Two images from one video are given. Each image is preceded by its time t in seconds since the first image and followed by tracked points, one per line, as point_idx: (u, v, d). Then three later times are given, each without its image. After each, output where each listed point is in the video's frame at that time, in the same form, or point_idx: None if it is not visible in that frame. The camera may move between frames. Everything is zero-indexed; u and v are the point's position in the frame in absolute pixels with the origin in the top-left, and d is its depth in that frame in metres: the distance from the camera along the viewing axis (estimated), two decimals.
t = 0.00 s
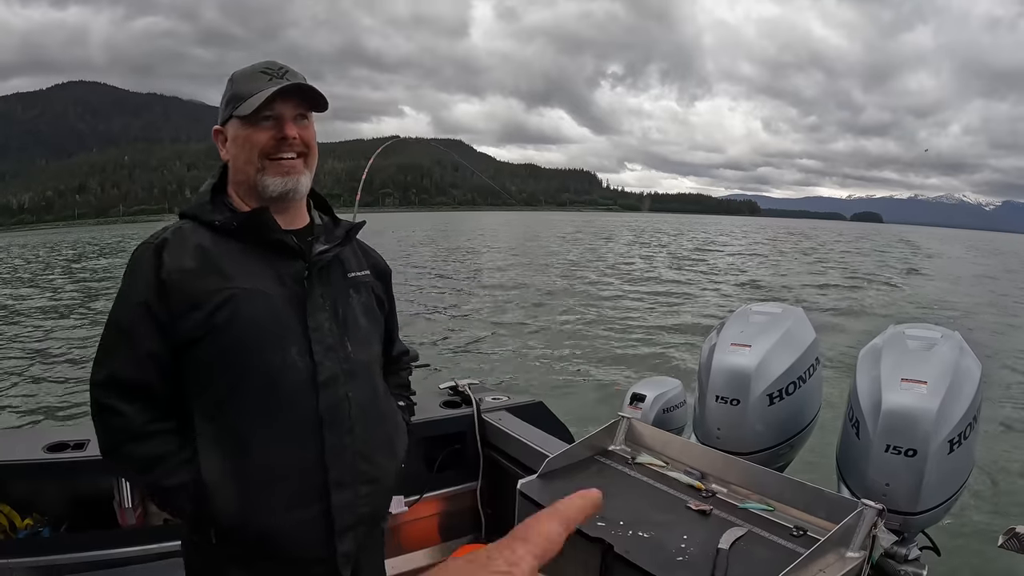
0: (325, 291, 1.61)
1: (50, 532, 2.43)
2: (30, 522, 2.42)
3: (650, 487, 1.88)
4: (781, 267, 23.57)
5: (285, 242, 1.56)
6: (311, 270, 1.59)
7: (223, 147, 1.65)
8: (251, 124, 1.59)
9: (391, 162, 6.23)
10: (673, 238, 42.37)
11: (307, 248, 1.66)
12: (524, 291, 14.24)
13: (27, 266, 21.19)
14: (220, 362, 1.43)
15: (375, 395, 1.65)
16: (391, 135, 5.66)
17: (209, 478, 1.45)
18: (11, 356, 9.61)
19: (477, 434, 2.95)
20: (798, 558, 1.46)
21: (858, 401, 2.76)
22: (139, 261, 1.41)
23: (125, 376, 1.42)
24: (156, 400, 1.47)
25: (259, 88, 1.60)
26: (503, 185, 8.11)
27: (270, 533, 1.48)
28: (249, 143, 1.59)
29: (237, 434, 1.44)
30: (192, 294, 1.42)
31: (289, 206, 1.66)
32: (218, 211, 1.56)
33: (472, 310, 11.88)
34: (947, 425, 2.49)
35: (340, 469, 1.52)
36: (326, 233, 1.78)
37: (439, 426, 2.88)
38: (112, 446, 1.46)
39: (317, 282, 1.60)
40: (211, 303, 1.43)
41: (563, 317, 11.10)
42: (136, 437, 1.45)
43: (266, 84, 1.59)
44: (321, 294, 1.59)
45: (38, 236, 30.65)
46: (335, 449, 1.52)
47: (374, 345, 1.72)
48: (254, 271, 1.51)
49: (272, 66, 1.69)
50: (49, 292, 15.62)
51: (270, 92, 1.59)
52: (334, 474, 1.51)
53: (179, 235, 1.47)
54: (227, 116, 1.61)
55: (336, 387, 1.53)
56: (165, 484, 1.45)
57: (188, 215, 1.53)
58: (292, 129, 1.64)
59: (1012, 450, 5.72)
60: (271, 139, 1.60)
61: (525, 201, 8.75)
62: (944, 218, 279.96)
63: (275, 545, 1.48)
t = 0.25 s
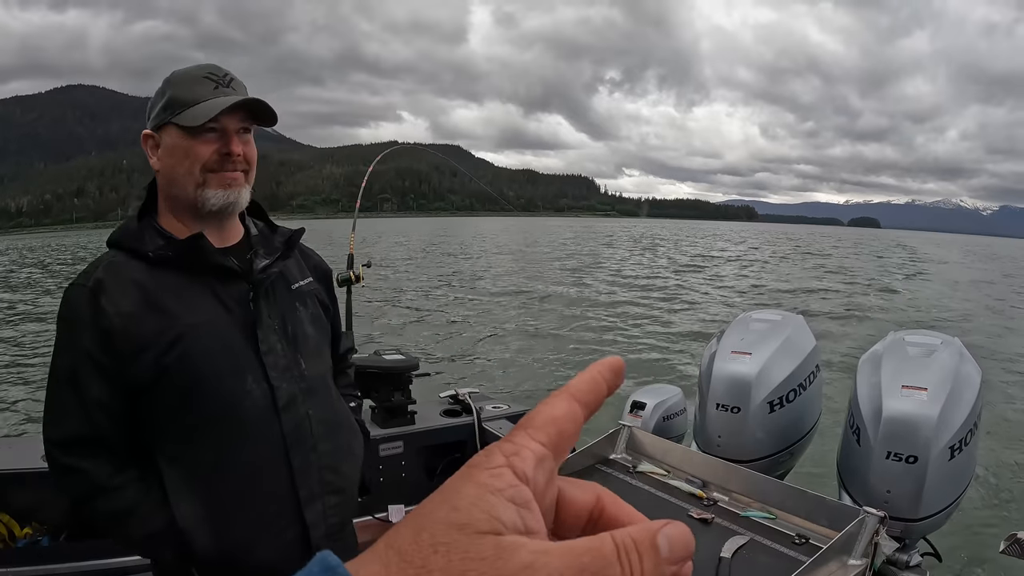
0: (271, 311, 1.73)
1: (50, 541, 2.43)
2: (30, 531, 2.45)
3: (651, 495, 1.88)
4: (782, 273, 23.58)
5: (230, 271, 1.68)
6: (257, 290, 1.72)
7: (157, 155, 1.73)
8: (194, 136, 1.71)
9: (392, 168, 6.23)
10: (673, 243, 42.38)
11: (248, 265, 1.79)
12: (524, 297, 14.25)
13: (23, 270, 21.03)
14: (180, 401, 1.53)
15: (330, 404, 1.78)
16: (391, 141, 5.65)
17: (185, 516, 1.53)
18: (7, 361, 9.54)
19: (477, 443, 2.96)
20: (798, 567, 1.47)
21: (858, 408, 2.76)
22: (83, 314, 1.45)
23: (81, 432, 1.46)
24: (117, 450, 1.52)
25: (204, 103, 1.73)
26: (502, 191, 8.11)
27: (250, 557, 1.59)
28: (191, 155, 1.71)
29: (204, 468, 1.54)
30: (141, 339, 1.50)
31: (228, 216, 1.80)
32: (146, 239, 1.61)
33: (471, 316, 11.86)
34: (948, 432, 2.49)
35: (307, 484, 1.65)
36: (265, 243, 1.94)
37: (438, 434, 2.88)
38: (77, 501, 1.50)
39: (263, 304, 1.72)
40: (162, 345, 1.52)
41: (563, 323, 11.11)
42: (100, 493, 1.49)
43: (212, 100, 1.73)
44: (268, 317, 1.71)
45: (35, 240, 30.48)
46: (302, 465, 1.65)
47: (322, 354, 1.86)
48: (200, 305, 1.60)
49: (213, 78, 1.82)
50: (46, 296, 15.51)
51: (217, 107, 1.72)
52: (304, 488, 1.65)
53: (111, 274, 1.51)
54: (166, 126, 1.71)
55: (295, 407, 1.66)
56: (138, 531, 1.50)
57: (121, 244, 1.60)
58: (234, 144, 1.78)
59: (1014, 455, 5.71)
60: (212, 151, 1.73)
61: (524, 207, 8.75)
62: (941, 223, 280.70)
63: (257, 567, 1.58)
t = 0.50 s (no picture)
0: (231, 310, 1.68)
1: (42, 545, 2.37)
2: (22, 534, 2.36)
3: (648, 500, 1.87)
4: (779, 277, 23.61)
5: (189, 275, 1.60)
6: (217, 290, 1.68)
7: (122, 154, 1.52)
8: (177, 139, 1.55)
9: (388, 173, 6.19)
10: (671, 247, 42.41)
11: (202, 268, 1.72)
12: (522, 302, 14.23)
13: (21, 274, 21.02)
14: (157, 413, 1.46)
15: (290, 398, 1.77)
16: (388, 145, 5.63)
17: (174, 528, 1.49)
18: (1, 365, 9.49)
19: (473, 447, 2.95)
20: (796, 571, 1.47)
21: (858, 411, 2.76)
22: (47, 331, 1.34)
23: (60, 457, 1.36)
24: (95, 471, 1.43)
25: (188, 105, 1.58)
26: (500, 195, 8.11)
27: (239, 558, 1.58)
28: (172, 159, 1.55)
29: (187, 477, 1.50)
30: (111, 352, 1.41)
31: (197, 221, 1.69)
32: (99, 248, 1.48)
33: (469, 321, 11.84)
34: (948, 435, 2.48)
35: (284, 480, 1.65)
36: (215, 244, 1.87)
37: (434, 439, 2.87)
38: (58, 530, 1.40)
39: (222, 303, 1.66)
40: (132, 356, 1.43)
41: (561, 327, 11.11)
42: (84, 518, 1.39)
43: (199, 103, 1.58)
44: (228, 316, 1.65)
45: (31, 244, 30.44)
46: (278, 462, 1.64)
47: (277, 348, 1.83)
48: (166, 313, 1.52)
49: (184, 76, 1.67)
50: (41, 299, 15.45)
51: (208, 111, 1.60)
52: (281, 483, 1.64)
53: (75, 286, 1.40)
54: (142, 125, 1.52)
55: (265, 405, 1.64)
56: (128, 549, 1.44)
57: (72, 254, 1.45)
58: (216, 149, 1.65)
59: (1010, 457, 5.74)
60: (197, 157, 1.59)
61: (522, 211, 8.76)
62: (938, 227, 281.35)
63: (247, 567, 1.58)
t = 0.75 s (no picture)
0: (221, 301, 1.74)
1: (34, 548, 2.39)
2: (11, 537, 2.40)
3: (644, 505, 1.87)
4: (779, 280, 23.59)
5: (185, 268, 1.63)
6: (209, 282, 1.74)
7: (139, 153, 1.58)
8: (192, 143, 1.66)
9: (386, 176, 6.19)
10: (671, 251, 42.39)
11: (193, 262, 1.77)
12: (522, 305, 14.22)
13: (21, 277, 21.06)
14: (158, 397, 1.49)
15: (274, 387, 1.83)
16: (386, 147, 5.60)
17: (175, 509, 1.52)
18: None
19: (468, 450, 2.94)
20: None
21: (857, 414, 2.76)
22: (54, 316, 1.36)
23: (64, 441, 1.37)
24: (95, 454, 1.44)
25: (200, 114, 1.69)
26: (499, 199, 8.10)
27: (233, 537, 1.62)
28: (188, 160, 1.64)
29: (186, 458, 1.53)
30: (115, 337, 1.43)
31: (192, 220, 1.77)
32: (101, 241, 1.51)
33: (468, 324, 11.83)
34: (949, 438, 2.48)
35: (275, 460, 1.72)
36: (200, 241, 1.91)
37: (429, 441, 2.87)
38: (58, 517, 1.40)
39: (213, 294, 1.72)
40: (135, 341, 1.47)
41: (561, 330, 11.11)
42: (87, 502, 1.40)
43: (212, 111, 1.71)
44: (220, 306, 1.72)
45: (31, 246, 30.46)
46: (269, 443, 1.71)
47: (259, 339, 1.90)
48: (165, 301, 1.56)
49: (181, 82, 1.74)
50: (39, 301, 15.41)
51: (222, 122, 1.72)
52: (272, 464, 1.71)
53: (76, 275, 1.43)
54: (162, 128, 1.60)
55: (256, 389, 1.71)
56: (129, 534, 1.46)
57: (70, 249, 1.47)
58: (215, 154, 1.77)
59: (1010, 460, 5.72)
60: (207, 160, 1.70)
61: (522, 215, 8.75)
62: (938, 229, 281.61)
63: (243, 545, 1.63)
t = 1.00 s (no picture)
0: (233, 292, 1.77)
1: (28, 551, 2.39)
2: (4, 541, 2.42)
3: (641, 510, 1.86)
4: (779, 283, 23.58)
5: (203, 262, 1.66)
6: (225, 278, 1.76)
7: (170, 159, 1.59)
8: (216, 150, 1.69)
9: (386, 179, 6.18)
10: (671, 254, 42.39)
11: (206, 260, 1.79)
12: (522, 308, 14.22)
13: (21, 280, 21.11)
14: (191, 373, 1.51)
15: (278, 379, 1.88)
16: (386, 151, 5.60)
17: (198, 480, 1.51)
18: None
19: (463, 454, 2.94)
20: None
21: (857, 416, 2.76)
22: (97, 288, 1.38)
23: (104, 405, 1.36)
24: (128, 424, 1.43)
25: (221, 125, 1.73)
26: (499, 202, 8.10)
27: (246, 513, 1.61)
28: (213, 168, 1.68)
29: (211, 433, 1.54)
30: (153, 312, 1.46)
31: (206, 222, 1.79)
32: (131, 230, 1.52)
33: (467, 328, 11.82)
34: (949, 441, 2.47)
35: (281, 442, 1.75)
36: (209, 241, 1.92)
37: (425, 445, 2.86)
38: (88, 484, 1.36)
39: (227, 286, 1.76)
40: (170, 317, 1.49)
41: (560, 334, 11.10)
42: (119, 468, 1.37)
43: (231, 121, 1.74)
44: (233, 296, 1.75)
45: (32, 250, 30.56)
46: (278, 426, 1.74)
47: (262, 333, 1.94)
48: (190, 284, 1.59)
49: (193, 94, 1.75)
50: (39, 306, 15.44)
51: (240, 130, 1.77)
52: (280, 445, 1.74)
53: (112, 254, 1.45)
54: (191, 135, 1.63)
55: (266, 375, 1.75)
56: (157, 502, 1.43)
57: (106, 237, 1.50)
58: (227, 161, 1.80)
59: (1011, 463, 5.71)
60: (225, 168, 1.73)
61: (522, 219, 8.75)
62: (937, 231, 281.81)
63: (255, 522, 1.63)
